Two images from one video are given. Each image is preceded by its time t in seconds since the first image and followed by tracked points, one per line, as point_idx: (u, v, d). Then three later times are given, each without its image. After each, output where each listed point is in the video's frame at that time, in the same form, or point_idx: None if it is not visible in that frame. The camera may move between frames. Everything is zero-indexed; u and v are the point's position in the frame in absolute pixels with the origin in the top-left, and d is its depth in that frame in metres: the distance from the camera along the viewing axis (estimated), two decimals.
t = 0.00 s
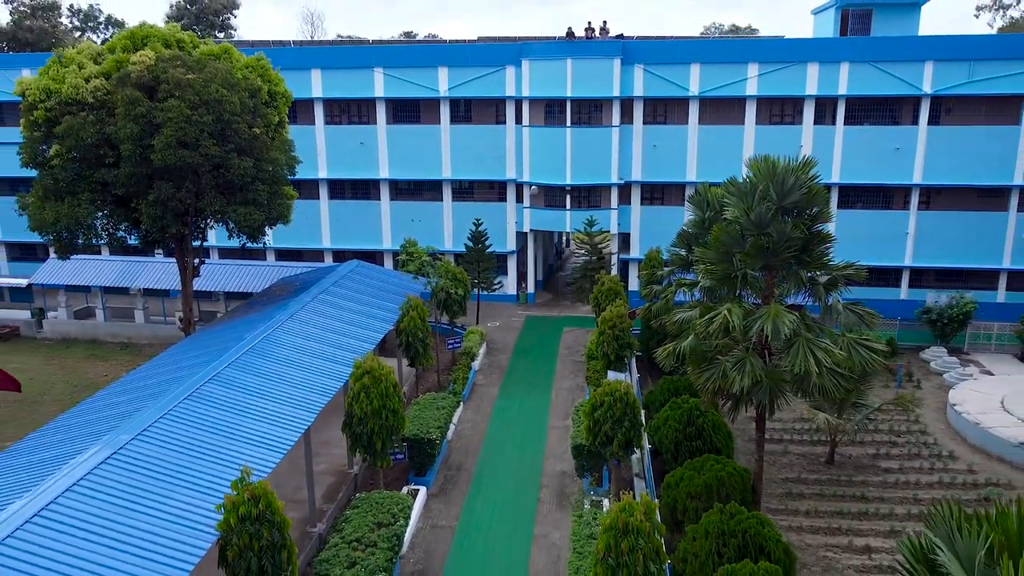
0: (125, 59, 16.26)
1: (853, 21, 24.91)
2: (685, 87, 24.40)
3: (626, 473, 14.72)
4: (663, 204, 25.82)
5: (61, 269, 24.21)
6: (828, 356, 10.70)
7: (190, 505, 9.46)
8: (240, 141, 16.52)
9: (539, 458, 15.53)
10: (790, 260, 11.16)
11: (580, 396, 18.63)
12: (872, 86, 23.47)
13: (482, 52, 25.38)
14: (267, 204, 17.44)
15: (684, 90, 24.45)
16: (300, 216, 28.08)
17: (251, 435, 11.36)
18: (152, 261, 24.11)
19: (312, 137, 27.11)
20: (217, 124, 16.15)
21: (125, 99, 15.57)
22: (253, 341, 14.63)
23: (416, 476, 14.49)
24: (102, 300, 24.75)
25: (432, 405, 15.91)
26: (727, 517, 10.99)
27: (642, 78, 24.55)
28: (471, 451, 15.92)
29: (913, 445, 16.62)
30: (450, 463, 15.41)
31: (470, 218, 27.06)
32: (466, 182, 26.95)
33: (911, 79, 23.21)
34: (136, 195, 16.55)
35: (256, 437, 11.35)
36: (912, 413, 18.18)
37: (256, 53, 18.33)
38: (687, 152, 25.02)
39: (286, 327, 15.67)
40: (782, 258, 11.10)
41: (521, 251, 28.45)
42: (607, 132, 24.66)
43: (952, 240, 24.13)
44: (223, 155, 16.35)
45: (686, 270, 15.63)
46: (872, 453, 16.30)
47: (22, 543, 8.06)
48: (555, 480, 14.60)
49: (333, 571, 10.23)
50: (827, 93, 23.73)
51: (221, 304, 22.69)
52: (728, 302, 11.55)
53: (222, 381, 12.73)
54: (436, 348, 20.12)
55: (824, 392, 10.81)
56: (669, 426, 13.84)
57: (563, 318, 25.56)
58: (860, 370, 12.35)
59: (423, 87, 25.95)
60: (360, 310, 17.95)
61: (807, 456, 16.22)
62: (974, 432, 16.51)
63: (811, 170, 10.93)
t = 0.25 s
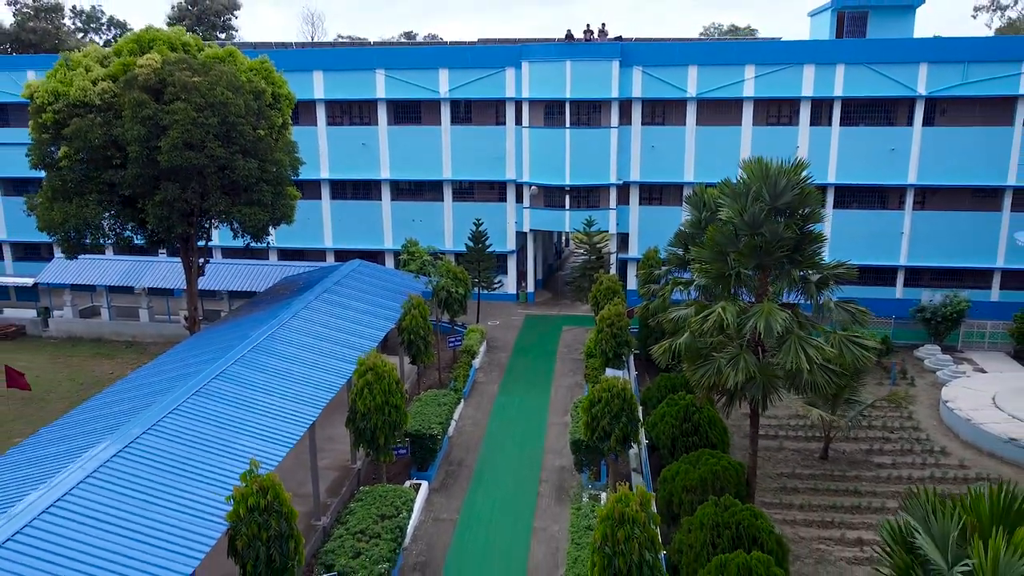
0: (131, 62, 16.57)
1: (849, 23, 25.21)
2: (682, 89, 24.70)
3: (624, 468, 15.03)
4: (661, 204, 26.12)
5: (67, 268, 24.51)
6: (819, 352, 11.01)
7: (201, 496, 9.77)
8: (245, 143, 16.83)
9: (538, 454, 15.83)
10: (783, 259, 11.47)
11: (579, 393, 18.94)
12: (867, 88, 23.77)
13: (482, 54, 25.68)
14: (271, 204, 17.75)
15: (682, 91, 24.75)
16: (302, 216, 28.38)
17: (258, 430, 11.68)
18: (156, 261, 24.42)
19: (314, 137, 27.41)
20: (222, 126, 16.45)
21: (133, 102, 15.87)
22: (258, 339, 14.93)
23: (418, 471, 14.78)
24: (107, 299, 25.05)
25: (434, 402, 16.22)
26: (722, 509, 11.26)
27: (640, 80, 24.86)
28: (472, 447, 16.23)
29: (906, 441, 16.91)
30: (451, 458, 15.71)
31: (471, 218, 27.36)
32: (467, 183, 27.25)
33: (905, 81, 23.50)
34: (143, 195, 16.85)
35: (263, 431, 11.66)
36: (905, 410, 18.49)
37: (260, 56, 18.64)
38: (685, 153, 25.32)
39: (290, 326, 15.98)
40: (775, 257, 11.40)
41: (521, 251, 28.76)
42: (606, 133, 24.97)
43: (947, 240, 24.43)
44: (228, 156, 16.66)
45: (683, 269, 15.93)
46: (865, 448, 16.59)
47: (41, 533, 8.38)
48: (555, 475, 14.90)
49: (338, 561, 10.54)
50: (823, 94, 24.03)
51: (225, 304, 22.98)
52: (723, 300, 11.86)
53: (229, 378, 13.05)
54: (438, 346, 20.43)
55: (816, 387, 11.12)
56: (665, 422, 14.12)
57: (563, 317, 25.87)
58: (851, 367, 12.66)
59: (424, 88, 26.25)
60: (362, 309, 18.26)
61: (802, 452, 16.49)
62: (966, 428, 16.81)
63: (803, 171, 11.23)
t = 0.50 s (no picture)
0: (139, 66, 16.92)
1: (845, 25, 25.54)
2: (680, 90, 25.05)
3: (622, 462, 15.39)
4: (660, 204, 26.47)
5: (73, 268, 24.85)
6: (810, 349, 11.36)
7: (212, 488, 10.14)
8: (251, 145, 17.19)
9: (538, 449, 16.19)
10: (775, 259, 11.83)
11: (578, 390, 19.30)
12: (863, 90, 24.11)
13: (482, 56, 26.01)
14: (276, 205, 18.10)
15: (680, 93, 25.10)
16: (305, 216, 28.73)
17: (266, 425, 12.04)
18: (162, 260, 24.76)
19: (316, 138, 27.75)
20: (229, 128, 16.80)
21: (141, 105, 16.22)
22: (265, 336, 15.30)
23: (420, 465, 15.15)
24: (113, 298, 25.40)
25: (436, 398, 16.60)
26: (716, 501, 11.62)
27: (639, 81, 25.21)
28: (473, 442, 16.59)
29: (898, 436, 17.24)
30: (453, 453, 16.07)
31: (472, 218, 27.70)
32: (467, 183, 27.60)
33: (900, 83, 23.86)
34: (151, 196, 17.20)
35: (271, 426, 12.04)
36: (898, 406, 18.84)
37: (265, 59, 18.99)
38: (683, 153, 25.67)
39: (296, 324, 16.33)
40: (768, 257, 11.75)
41: (521, 250, 29.12)
42: (605, 134, 25.32)
43: (941, 240, 24.79)
44: (234, 158, 17.01)
45: (680, 268, 16.27)
46: (859, 444, 16.91)
47: (61, 522, 8.74)
48: (554, 470, 15.26)
49: (345, 551, 10.92)
50: (818, 96, 24.38)
51: (230, 302, 23.33)
52: (718, 298, 12.21)
53: (237, 374, 13.41)
54: (439, 344, 20.79)
55: (807, 382, 11.48)
56: (662, 418, 14.45)
57: (562, 315, 26.23)
58: (842, 363, 13.04)
59: (425, 90, 26.59)
60: (365, 307, 18.62)
61: (796, 447, 16.81)
62: (957, 424, 17.17)
63: (795, 174, 11.58)
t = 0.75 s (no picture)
0: (147, 70, 17.23)
1: (841, 28, 25.83)
2: (679, 93, 25.36)
3: (620, 458, 15.69)
4: (658, 205, 26.76)
5: (79, 268, 25.15)
6: (802, 348, 11.67)
7: (221, 482, 10.45)
8: (256, 147, 17.49)
9: (538, 446, 16.49)
10: (769, 260, 12.13)
11: (577, 389, 19.61)
12: (858, 92, 24.42)
13: (483, 59, 26.31)
14: (280, 206, 18.41)
15: (678, 95, 25.41)
16: (307, 217, 29.03)
17: (273, 422, 12.36)
18: (166, 261, 25.06)
19: (319, 140, 28.06)
20: (234, 131, 17.11)
21: (149, 108, 16.53)
22: (270, 335, 15.62)
23: (422, 462, 15.45)
24: (118, 298, 25.70)
25: (437, 396, 16.91)
26: (711, 496, 11.91)
27: (637, 84, 25.52)
28: (474, 440, 16.90)
29: (892, 434, 17.52)
30: (454, 451, 16.38)
31: (472, 218, 28.00)
32: (468, 184, 27.89)
33: (895, 86, 24.15)
34: (158, 198, 17.51)
35: (277, 423, 12.35)
36: (892, 404, 19.13)
37: (269, 63, 19.30)
38: (681, 155, 25.97)
39: (300, 324, 16.64)
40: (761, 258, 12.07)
41: (521, 251, 29.42)
42: (604, 136, 25.62)
43: (935, 240, 25.10)
44: (240, 160, 17.31)
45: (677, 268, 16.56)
46: (853, 441, 17.19)
47: (76, 515, 9.04)
48: (553, 466, 15.56)
49: (349, 544, 11.23)
50: (815, 98, 24.68)
51: (233, 302, 23.63)
52: (713, 299, 12.52)
53: (244, 372, 13.73)
54: (440, 344, 21.10)
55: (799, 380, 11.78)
56: (660, 415, 14.73)
57: (562, 315, 26.53)
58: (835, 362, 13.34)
59: (426, 92, 26.89)
60: (368, 307, 18.93)
61: (792, 444, 17.08)
62: (949, 422, 17.48)
63: (788, 177, 11.88)
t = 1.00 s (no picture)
0: (153, 75, 17.58)
1: (837, 32, 26.16)
2: (676, 96, 25.72)
3: (618, 456, 16.04)
4: (656, 207, 27.10)
5: (84, 269, 25.50)
6: (794, 347, 12.02)
7: (230, 477, 10.80)
8: (261, 151, 17.85)
9: (537, 444, 16.83)
10: (762, 263, 12.50)
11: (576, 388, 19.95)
12: (854, 96, 24.76)
13: (483, 62, 26.66)
14: (284, 209, 18.76)
15: (676, 99, 25.76)
16: (309, 219, 29.38)
17: (280, 419, 12.69)
18: (171, 261, 25.40)
19: (321, 142, 28.41)
20: (239, 135, 17.48)
21: (156, 113, 16.87)
22: (276, 336, 15.96)
23: (424, 459, 15.79)
24: (123, 299, 26.05)
25: (439, 395, 17.27)
26: (706, 491, 12.24)
27: (636, 87, 25.88)
28: (475, 437, 17.25)
29: (885, 433, 17.84)
30: (455, 448, 16.73)
31: (473, 220, 28.35)
32: (469, 186, 28.23)
33: (890, 89, 24.49)
34: (165, 200, 17.87)
35: (283, 420, 12.70)
36: (886, 403, 19.46)
37: (274, 68, 19.67)
38: (679, 157, 26.31)
39: (304, 324, 17.00)
40: (754, 260, 12.44)
41: (521, 252, 29.77)
42: (603, 139, 25.96)
43: (930, 242, 25.45)
44: (245, 164, 17.66)
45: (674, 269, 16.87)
46: (846, 439, 17.51)
47: (92, 508, 9.38)
48: (553, 463, 15.90)
49: (354, 538, 11.57)
50: (811, 102, 25.03)
51: (237, 303, 23.97)
52: (708, 299, 12.88)
53: (250, 371, 14.07)
54: (442, 343, 21.44)
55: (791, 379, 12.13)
56: (656, 414, 15.05)
57: (561, 315, 26.88)
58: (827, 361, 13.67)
59: (427, 95, 27.23)
60: (370, 307, 19.30)
61: (786, 442, 17.40)
62: (941, 421, 17.83)
63: (780, 181, 12.22)
